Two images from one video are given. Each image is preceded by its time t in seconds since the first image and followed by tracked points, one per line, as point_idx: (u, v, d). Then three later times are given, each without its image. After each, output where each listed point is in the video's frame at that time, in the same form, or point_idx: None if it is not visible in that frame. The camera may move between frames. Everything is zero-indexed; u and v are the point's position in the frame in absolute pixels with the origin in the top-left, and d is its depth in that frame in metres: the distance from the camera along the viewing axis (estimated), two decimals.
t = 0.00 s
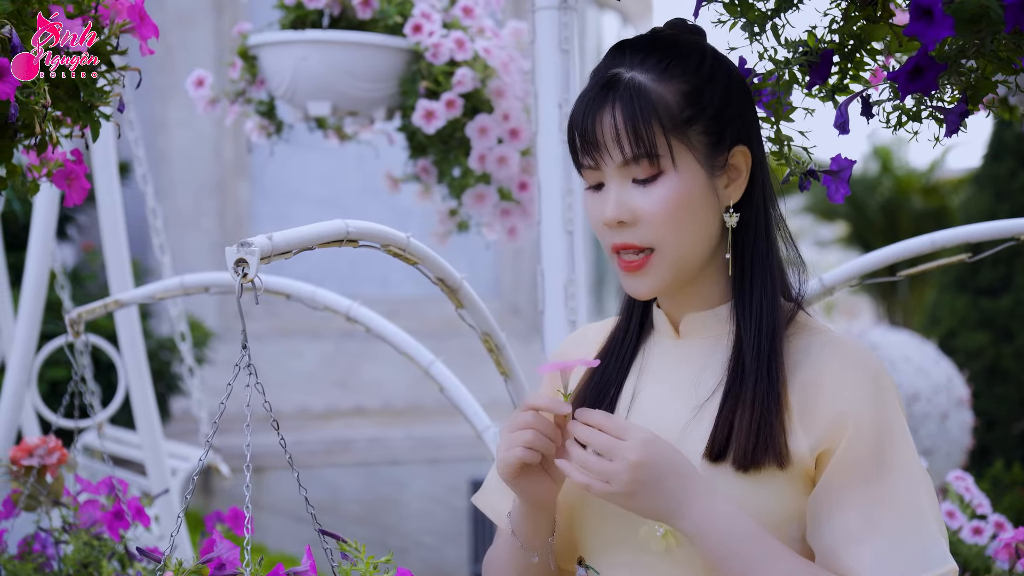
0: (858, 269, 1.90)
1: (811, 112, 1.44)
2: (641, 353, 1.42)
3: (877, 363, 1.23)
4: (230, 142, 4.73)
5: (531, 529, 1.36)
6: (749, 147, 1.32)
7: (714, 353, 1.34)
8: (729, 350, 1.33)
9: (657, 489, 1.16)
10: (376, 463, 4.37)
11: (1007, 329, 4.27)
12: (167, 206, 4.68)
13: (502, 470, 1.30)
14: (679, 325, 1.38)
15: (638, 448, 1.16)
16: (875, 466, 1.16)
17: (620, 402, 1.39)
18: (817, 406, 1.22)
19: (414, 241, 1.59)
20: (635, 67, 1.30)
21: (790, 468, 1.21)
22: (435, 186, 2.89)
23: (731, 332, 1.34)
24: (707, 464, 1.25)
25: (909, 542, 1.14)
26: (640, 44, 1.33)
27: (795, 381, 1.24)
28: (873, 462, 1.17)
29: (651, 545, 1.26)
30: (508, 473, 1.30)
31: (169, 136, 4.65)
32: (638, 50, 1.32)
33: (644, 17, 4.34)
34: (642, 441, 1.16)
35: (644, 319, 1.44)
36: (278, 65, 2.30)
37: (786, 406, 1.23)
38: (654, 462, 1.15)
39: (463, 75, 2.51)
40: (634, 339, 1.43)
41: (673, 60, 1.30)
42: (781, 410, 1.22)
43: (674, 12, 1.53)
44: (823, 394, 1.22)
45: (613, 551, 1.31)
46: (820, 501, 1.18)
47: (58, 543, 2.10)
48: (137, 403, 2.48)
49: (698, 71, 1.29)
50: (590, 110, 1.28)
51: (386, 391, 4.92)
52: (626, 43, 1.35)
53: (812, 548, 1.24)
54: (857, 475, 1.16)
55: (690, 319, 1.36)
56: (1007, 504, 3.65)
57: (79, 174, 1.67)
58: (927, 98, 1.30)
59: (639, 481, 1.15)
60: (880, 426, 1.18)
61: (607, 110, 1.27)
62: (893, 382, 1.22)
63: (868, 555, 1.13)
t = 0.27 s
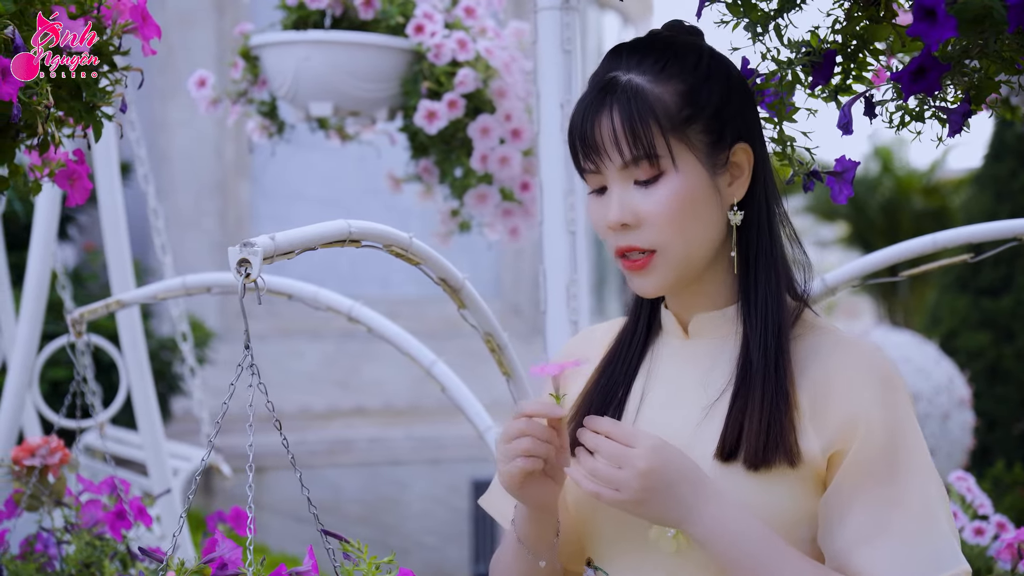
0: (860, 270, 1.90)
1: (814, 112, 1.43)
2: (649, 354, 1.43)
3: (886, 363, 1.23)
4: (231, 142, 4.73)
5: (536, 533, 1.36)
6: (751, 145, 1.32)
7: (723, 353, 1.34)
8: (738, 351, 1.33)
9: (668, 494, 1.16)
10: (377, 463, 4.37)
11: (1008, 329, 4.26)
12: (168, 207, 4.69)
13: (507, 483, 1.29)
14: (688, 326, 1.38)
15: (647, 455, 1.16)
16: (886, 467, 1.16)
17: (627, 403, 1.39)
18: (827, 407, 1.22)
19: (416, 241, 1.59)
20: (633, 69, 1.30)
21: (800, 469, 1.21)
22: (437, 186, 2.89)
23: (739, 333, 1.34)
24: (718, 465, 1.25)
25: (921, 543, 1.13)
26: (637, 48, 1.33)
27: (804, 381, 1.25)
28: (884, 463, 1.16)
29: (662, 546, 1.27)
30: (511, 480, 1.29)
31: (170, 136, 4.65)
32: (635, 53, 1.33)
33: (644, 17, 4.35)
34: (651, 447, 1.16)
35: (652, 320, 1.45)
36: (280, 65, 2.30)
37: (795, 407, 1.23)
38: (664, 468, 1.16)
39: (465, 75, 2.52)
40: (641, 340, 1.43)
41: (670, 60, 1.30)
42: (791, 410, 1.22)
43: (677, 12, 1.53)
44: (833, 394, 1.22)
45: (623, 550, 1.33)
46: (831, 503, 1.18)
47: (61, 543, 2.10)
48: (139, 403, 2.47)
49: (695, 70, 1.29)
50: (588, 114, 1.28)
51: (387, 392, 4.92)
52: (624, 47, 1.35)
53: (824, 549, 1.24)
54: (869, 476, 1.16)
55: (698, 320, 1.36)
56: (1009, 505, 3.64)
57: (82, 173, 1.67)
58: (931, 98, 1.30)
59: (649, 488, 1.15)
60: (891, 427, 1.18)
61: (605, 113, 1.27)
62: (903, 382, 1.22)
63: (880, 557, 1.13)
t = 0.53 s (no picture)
0: (862, 270, 1.90)
1: (815, 112, 1.43)
2: (655, 354, 1.43)
3: (895, 364, 1.22)
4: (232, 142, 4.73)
5: (539, 539, 1.36)
6: (756, 144, 1.32)
7: (729, 354, 1.34)
8: (745, 351, 1.33)
9: (672, 506, 1.16)
10: (378, 463, 4.36)
11: (1009, 330, 4.26)
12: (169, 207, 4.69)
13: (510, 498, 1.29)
14: (694, 326, 1.38)
15: (651, 467, 1.16)
16: (896, 468, 1.16)
17: (633, 403, 1.39)
18: (836, 408, 1.22)
19: (418, 241, 1.59)
20: (638, 69, 1.30)
21: (809, 470, 1.21)
22: (438, 186, 2.89)
23: (747, 333, 1.34)
24: (727, 465, 1.25)
25: (931, 545, 1.13)
26: (641, 47, 1.33)
27: (812, 382, 1.25)
28: (894, 464, 1.16)
29: (669, 546, 1.28)
30: (511, 490, 1.28)
31: (171, 136, 4.65)
32: (640, 53, 1.33)
33: (644, 17, 4.35)
34: (654, 460, 1.17)
35: (658, 320, 1.45)
36: (281, 65, 2.30)
37: (804, 407, 1.23)
38: (668, 480, 1.16)
39: (467, 76, 2.52)
40: (646, 342, 1.43)
41: (674, 60, 1.30)
42: (800, 410, 1.22)
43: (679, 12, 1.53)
44: (842, 396, 1.22)
45: (626, 550, 1.33)
46: (840, 503, 1.18)
47: (62, 543, 2.10)
48: (140, 403, 2.47)
49: (700, 69, 1.30)
50: (593, 113, 1.28)
51: (388, 392, 4.92)
52: (628, 46, 1.35)
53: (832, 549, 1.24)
54: (878, 478, 1.16)
55: (705, 320, 1.36)
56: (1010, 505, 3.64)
57: (84, 173, 1.67)
58: (933, 98, 1.29)
59: (653, 501, 1.16)
60: (902, 429, 1.18)
61: (610, 113, 1.27)
62: (912, 383, 1.22)
63: (889, 558, 1.13)
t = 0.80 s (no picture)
0: (862, 269, 1.90)
1: (815, 112, 1.43)
2: (655, 355, 1.43)
3: (895, 363, 1.22)
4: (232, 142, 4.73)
5: (521, 561, 1.35)
6: (756, 144, 1.32)
7: (729, 354, 1.34)
8: (744, 351, 1.33)
9: (664, 527, 1.16)
10: (379, 463, 4.35)
11: (1010, 330, 4.26)
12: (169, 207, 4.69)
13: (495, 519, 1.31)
14: (694, 326, 1.38)
15: (640, 491, 1.16)
16: (896, 470, 1.16)
17: (633, 403, 1.39)
18: (836, 409, 1.22)
19: (419, 242, 1.59)
20: (638, 69, 1.31)
21: (809, 471, 1.21)
22: (438, 186, 2.90)
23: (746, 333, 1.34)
24: (726, 465, 1.24)
25: (932, 546, 1.13)
26: (643, 47, 1.33)
27: (813, 382, 1.25)
28: (895, 466, 1.16)
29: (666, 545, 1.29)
30: (500, 515, 1.30)
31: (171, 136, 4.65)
32: (641, 53, 1.33)
33: (644, 16, 4.35)
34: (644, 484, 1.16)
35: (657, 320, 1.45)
36: (282, 65, 2.30)
37: (804, 408, 1.23)
38: (660, 506, 1.16)
39: (468, 76, 2.53)
40: (644, 343, 1.44)
41: (676, 60, 1.31)
42: (800, 411, 1.22)
43: (679, 13, 1.53)
44: (842, 398, 1.22)
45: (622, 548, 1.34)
46: (841, 504, 1.18)
47: (63, 543, 2.10)
48: (140, 402, 2.47)
49: (701, 70, 1.30)
50: (594, 112, 1.28)
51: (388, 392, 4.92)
52: (629, 46, 1.35)
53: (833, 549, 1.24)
54: (878, 480, 1.16)
55: (705, 321, 1.36)
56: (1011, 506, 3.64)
57: (85, 174, 1.67)
58: (933, 98, 1.30)
59: (645, 522, 1.16)
60: (902, 431, 1.17)
61: (612, 112, 1.27)
62: (912, 382, 1.22)
63: (890, 560, 1.13)
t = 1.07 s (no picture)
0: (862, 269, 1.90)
1: (815, 112, 1.42)
2: (651, 353, 1.43)
3: (890, 362, 1.22)
4: (232, 142, 4.73)
5: None
6: (753, 144, 1.32)
7: (725, 354, 1.34)
8: (740, 350, 1.33)
9: (658, 537, 1.16)
10: (379, 463, 4.34)
11: (1010, 330, 4.26)
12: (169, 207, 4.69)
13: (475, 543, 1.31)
14: (689, 326, 1.38)
15: (632, 502, 1.16)
16: (892, 470, 1.16)
17: (629, 402, 1.39)
18: (831, 409, 1.22)
19: (420, 241, 1.59)
20: (637, 67, 1.31)
21: (806, 470, 1.21)
22: (439, 186, 2.90)
23: (742, 332, 1.34)
24: (722, 464, 1.24)
25: (930, 545, 1.13)
26: (642, 45, 1.34)
27: (808, 382, 1.25)
28: (891, 466, 1.16)
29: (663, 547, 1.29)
30: (479, 540, 1.31)
31: (171, 136, 4.64)
32: (640, 52, 1.33)
33: (645, 16, 4.35)
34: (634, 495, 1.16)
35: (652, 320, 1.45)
36: (283, 65, 2.30)
37: (800, 408, 1.23)
38: (649, 518, 1.16)
39: (468, 75, 2.53)
40: (639, 343, 1.44)
41: (674, 59, 1.31)
42: (796, 410, 1.22)
43: (681, 13, 1.52)
44: (838, 398, 1.22)
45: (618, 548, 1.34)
46: (837, 503, 1.18)
47: (63, 543, 2.10)
48: (140, 403, 2.46)
49: (699, 69, 1.30)
50: (592, 110, 1.28)
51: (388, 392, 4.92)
52: (628, 46, 1.35)
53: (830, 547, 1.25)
54: (875, 480, 1.16)
55: (700, 321, 1.36)
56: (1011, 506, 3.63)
57: (86, 174, 1.67)
58: (932, 98, 1.30)
59: (636, 533, 1.16)
60: (899, 431, 1.17)
61: (610, 109, 1.28)
62: (908, 382, 1.22)
63: (887, 560, 1.13)
